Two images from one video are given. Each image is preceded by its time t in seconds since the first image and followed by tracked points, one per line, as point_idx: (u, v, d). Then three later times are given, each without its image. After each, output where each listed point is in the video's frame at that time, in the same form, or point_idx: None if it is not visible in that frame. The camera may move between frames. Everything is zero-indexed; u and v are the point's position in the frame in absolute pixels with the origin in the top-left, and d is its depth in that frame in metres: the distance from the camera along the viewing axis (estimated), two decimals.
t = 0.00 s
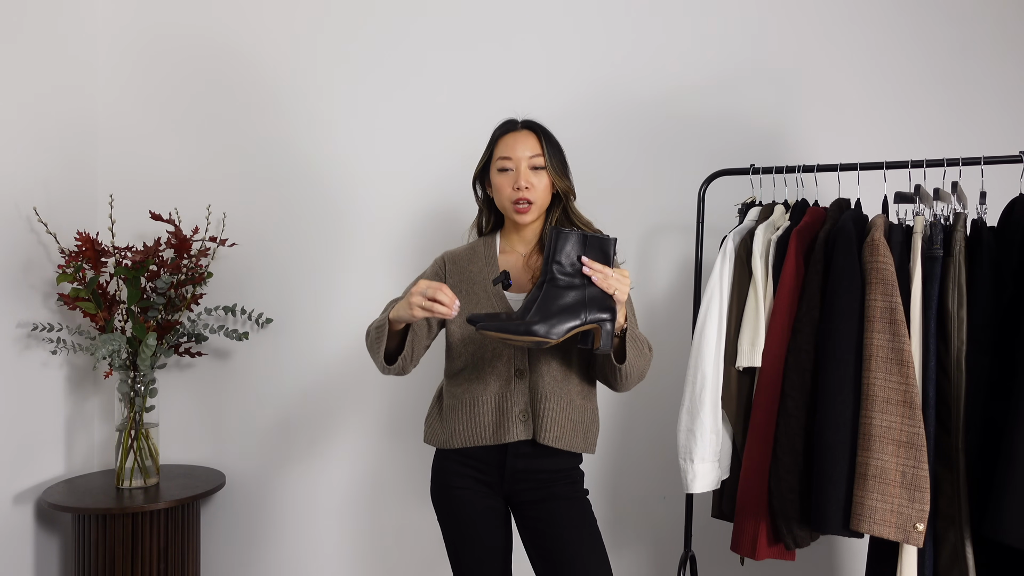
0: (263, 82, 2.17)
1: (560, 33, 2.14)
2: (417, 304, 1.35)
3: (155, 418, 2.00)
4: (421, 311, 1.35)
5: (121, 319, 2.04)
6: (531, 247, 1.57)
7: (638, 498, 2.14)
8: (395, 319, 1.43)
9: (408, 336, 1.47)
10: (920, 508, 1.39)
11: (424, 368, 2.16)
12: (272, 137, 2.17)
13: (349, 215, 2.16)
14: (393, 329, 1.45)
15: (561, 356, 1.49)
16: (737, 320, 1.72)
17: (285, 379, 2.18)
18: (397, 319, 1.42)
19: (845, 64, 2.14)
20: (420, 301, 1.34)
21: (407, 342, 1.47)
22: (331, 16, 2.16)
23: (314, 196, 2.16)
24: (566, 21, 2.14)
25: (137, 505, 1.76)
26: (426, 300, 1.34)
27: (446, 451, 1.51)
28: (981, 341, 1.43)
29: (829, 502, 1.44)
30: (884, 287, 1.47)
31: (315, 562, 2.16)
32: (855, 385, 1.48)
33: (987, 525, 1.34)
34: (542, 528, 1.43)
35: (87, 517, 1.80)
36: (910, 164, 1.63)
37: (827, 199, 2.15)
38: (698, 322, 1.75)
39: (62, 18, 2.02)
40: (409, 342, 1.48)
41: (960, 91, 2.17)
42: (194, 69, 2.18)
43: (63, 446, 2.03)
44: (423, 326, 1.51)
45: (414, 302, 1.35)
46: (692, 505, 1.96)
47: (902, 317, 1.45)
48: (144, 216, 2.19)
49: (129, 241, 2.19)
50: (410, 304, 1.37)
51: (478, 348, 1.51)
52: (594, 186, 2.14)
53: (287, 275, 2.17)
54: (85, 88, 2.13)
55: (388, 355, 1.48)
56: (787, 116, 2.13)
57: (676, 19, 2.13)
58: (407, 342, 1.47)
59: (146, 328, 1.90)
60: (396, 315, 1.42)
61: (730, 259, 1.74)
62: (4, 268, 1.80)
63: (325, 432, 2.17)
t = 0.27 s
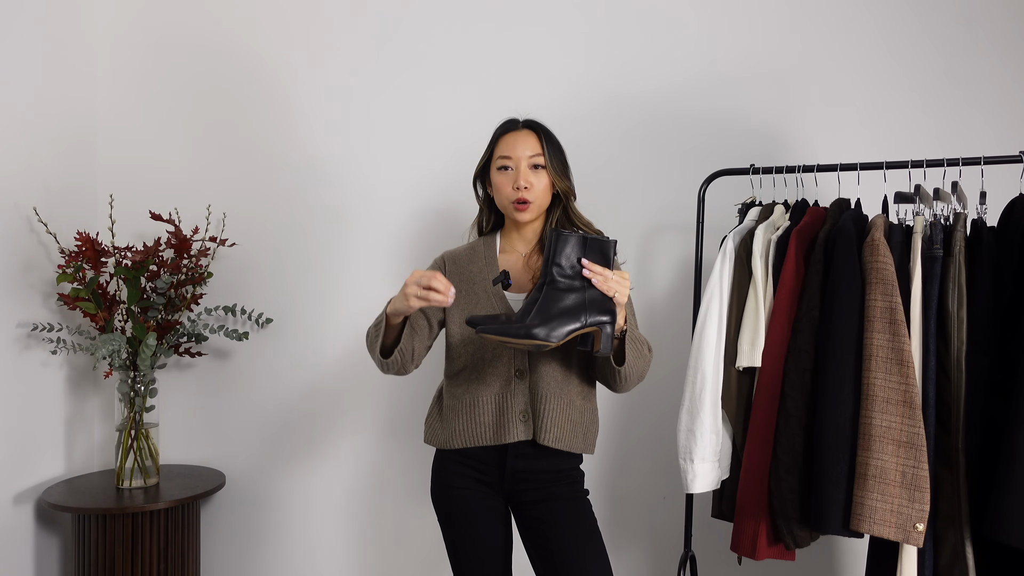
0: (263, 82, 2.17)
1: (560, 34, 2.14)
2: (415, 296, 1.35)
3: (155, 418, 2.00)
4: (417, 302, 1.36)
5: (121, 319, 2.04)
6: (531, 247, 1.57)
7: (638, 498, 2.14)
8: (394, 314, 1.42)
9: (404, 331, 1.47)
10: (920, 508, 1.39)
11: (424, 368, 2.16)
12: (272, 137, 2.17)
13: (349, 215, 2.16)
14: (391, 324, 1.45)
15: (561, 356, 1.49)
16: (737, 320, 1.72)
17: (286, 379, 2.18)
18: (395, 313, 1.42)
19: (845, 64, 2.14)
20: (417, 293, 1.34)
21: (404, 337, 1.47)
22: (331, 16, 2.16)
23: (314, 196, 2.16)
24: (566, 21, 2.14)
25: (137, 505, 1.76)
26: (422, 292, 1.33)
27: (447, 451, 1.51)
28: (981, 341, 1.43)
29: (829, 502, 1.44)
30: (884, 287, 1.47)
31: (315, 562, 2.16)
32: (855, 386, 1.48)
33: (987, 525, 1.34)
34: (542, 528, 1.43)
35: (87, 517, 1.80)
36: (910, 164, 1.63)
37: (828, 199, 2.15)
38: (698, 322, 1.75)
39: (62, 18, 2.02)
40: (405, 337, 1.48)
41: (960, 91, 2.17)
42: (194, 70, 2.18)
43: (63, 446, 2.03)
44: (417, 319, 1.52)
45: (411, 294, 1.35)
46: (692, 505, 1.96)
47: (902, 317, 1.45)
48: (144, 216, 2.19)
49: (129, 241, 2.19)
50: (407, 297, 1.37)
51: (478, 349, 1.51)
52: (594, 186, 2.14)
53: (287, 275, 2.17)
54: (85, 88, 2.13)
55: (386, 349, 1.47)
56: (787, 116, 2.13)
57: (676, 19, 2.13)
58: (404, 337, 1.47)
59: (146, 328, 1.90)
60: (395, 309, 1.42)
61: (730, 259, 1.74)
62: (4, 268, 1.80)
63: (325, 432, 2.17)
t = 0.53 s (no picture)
0: (263, 82, 2.17)
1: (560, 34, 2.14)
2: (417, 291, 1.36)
3: (155, 418, 2.00)
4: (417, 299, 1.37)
5: (121, 319, 2.04)
6: (531, 246, 1.57)
7: (638, 497, 2.14)
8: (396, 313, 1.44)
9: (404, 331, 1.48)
10: (920, 508, 1.39)
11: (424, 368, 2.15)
12: (271, 137, 2.17)
13: (348, 215, 2.16)
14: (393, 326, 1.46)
15: (562, 357, 1.49)
16: (737, 320, 1.72)
17: (285, 379, 2.18)
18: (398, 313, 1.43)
19: (845, 64, 2.15)
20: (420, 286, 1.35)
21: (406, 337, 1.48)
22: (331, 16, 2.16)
23: (314, 196, 2.16)
24: (566, 21, 2.14)
25: (137, 505, 1.76)
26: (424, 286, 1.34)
27: (447, 451, 1.51)
28: (981, 341, 1.43)
29: (829, 502, 1.44)
30: (884, 287, 1.47)
31: (315, 562, 2.16)
32: (855, 386, 1.48)
33: (987, 524, 1.34)
34: (542, 527, 1.43)
35: (87, 517, 1.80)
36: (910, 163, 1.63)
37: (827, 199, 2.15)
38: (698, 322, 1.75)
39: (62, 19, 2.02)
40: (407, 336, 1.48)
41: (960, 90, 2.17)
42: (194, 70, 2.18)
43: (63, 446, 2.03)
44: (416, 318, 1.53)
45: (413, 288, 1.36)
46: (692, 505, 1.96)
47: (902, 317, 1.45)
48: (144, 216, 2.19)
49: (129, 241, 2.19)
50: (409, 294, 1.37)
51: (478, 349, 1.51)
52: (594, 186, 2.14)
53: (287, 275, 2.17)
54: (85, 88, 2.13)
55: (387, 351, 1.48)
56: (787, 116, 2.13)
57: (676, 20, 2.13)
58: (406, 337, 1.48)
59: (146, 328, 1.90)
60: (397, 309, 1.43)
61: (730, 260, 1.74)
62: (4, 268, 1.80)
63: (325, 432, 2.17)
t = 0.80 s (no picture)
0: (263, 81, 2.17)
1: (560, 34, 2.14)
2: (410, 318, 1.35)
3: (155, 418, 2.00)
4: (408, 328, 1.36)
5: (121, 319, 2.04)
6: (531, 247, 1.57)
7: (637, 497, 2.14)
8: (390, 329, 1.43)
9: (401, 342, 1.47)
10: (920, 508, 1.39)
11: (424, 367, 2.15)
12: (271, 137, 2.17)
13: (348, 214, 2.16)
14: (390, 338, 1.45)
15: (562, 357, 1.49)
16: (737, 320, 1.72)
17: (285, 379, 2.18)
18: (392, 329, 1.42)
19: (845, 64, 2.14)
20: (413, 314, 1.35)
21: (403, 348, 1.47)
22: (331, 16, 2.16)
23: (314, 196, 2.16)
24: (566, 21, 2.14)
25: (137, 504, 1.76)
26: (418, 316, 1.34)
27: (447, 452, 1.51)
28: (981, 341, 1.43)
29: (829, 502, 1.44)
30: (884, 287, 1.47)
31: (315, 562, 2.16)
32: (855, 386, 1.48)
33: (987, 524, 1.34)
34: (542, 527, 1.43)
35: (87, 517, 1.80)
36: (910, 164, 1.63)
37: (827, 199, 2.15)
38: (698, 322, 1.75)
39: (62, 19, 2.02)
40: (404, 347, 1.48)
41: (960, 90, 2.17)
42: (194, 70, 2.18)
43: (63, 446, 2.03)
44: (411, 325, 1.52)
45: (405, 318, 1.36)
46: (692, 505, 1.96)
47: (902, 317, 1.45)
48: (144, 216, 2.19)
49: (129, 241, 2.19)
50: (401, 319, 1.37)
51: (478, 350, 1.51)
52: (594, 186, 2.15)
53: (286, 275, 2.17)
54: (85, 88, 2.13)
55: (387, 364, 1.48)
56: (787, 116, 2.13)
57: (676, 20, 2.13)
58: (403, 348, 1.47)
59: (146, 328, 1.90)
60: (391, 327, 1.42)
61: (730, 260, 1.74)
62: (4, 268, 1.80)
63: (324, 431, 2.17)
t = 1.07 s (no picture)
0: (263, 81, 2.17)
1: (560, 34, 2.14)
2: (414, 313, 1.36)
3: (155, 418, 2.00)
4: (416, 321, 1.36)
5: (121, 319, 2.04)
6: (531, 247, 1.57)
7: (637, 497, 2.14)
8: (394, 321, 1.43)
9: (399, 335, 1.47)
10: (920, 508, 1.39)
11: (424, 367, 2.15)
12: (271, 138, 2.17)
13: (349, 214, 2.16)
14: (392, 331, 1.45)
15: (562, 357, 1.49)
16: (737, 320, 1.72)
17: (285, 379, 2.18)
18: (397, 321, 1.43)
19: (845, 64, 2.14)
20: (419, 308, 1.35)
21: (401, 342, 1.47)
22: (331, 16, 2.16)
23: (314, 196, 2.16)
24: (566, 21, 2.14)
25: (137, 504, 1.76)
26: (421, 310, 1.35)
27: (447, 452, 1.51)
28: (981, 341, 1.43)
29: (829, 502, 1.44)
30: (884, 287, 1.47)
31: (315, 562, 2.16)
32: (855, 386, 1.48)
33: (987, 525, 1.34)
34: (542, 528, 1.43)
35: (87, 517, 1.80)
36: (910, 164, 1.63)
37: (827, 199, 2.15)
38: (698, 322, 1.75)
39: (62, 19, 2.02)
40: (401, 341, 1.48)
41: (960, 90, 2.17)
42: (194, 70, 2.18)
43: (63, 446, 2.03)
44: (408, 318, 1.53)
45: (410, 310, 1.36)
46: (692, 505, 1.96)
47: (902, 317, 1.45)
48: (144, 216, 2.19)
49: (129, 241, 2.19)
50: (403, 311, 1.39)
51: (478, 351, 1.51)
52: (594, 186, 2.14)
53: (287, 275, 2.17)
54: (85, 88, 2.13)
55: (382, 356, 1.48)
56: (787, 116, 2.13)
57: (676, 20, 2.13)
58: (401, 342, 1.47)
59: (146, 328, 1.90)
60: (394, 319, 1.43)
61: (730, 260, 1.74)
62: (3, 268, 1.80)
63: (324, 432, 2.17)
